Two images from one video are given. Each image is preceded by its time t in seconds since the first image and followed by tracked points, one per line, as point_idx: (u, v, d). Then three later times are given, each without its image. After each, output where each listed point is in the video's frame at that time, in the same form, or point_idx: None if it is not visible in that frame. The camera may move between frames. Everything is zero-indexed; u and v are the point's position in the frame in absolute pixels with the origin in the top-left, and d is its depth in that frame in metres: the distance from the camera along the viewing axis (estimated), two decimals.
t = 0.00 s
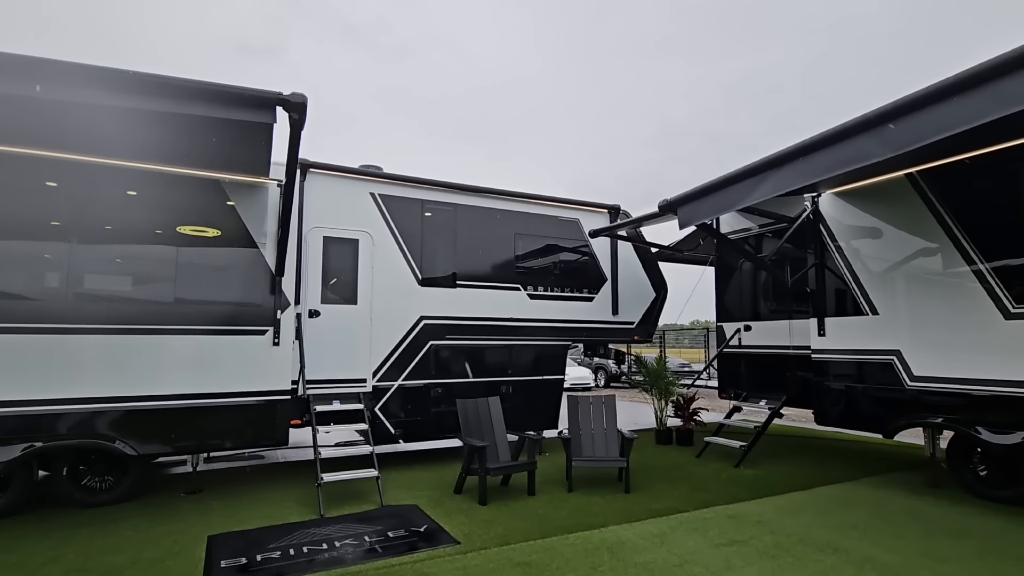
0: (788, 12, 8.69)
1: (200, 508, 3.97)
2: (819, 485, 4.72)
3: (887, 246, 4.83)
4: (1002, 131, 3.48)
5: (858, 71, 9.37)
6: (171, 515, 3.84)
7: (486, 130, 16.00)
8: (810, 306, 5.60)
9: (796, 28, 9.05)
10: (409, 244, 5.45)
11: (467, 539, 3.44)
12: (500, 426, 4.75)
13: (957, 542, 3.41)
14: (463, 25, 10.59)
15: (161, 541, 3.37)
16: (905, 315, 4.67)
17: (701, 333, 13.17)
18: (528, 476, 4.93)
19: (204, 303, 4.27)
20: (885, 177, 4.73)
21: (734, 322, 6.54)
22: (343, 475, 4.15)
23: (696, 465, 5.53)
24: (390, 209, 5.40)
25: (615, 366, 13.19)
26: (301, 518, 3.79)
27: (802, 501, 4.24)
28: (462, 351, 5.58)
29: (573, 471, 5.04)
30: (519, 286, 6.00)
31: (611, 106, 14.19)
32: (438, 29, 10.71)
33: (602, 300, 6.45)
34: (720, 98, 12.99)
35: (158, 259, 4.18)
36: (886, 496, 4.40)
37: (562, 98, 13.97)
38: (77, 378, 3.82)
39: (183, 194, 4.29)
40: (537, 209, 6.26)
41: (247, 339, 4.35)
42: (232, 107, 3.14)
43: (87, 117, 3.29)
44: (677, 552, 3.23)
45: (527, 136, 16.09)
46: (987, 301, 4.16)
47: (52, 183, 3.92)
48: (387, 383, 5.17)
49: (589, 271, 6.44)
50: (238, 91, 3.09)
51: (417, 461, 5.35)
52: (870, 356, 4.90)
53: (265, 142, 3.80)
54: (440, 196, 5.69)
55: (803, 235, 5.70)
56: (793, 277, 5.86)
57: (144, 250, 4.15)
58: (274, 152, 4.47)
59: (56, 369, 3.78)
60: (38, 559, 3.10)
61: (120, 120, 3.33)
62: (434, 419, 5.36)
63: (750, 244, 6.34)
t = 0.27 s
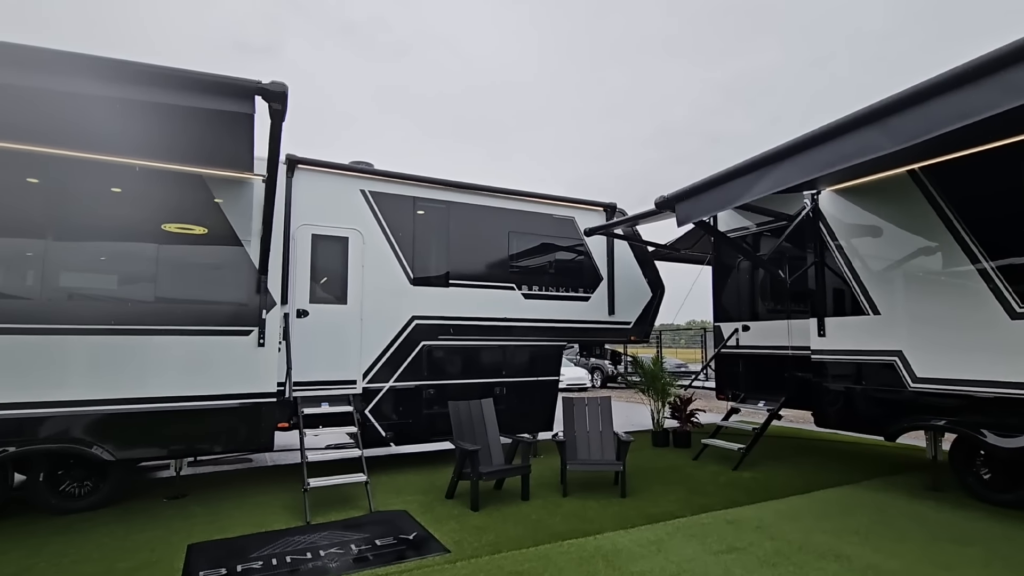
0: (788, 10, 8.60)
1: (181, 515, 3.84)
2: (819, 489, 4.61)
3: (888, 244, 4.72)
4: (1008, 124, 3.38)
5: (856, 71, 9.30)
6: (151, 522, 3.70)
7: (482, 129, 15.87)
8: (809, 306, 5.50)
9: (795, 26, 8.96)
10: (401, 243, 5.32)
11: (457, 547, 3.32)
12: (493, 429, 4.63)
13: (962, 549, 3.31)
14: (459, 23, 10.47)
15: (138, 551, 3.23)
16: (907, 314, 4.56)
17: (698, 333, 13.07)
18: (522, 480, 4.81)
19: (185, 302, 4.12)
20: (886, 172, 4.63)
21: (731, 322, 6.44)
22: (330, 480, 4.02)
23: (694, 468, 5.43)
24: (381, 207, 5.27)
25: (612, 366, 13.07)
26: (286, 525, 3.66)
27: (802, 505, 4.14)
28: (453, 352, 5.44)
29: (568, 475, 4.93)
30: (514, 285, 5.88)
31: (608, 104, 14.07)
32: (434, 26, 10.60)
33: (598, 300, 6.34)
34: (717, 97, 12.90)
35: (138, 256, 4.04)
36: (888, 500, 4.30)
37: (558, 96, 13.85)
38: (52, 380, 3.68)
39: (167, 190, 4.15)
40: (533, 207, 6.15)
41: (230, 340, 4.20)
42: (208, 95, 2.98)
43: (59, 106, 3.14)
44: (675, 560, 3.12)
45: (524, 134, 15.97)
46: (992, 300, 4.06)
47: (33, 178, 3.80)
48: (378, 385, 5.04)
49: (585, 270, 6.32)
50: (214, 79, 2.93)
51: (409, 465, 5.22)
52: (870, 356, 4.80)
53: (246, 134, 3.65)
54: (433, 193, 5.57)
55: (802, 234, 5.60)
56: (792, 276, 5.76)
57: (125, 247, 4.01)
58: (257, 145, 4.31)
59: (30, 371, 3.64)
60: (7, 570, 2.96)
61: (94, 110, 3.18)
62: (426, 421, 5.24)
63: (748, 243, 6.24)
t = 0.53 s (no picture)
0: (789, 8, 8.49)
1: (166, 522, 3.74)
2: (822, 493, 4.51)
3: (893, 243, 4.61)
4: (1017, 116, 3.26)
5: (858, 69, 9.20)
6: (134, 531, 3.58)
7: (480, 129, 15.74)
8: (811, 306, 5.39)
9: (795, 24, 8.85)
10: (394, 242, 5.21)
11: (450, 556, 3.21)
12: (489, 433, 4.52)
13: (972, 557, 3.20)
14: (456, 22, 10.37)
15: (117, 561, 3.11)
16: (912, 314, 4.45)
17: (698, 334, 12.95)
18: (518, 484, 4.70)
19: (169, 302, 4.01)
20: (889, 167, 4.53)
21: (732, 322, 6.33)
22: (321, 485, 3.91)
23: (694, 471, 5.32)
24: (374, 205, 5.16)
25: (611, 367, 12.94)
26: (274, 533, 3.55)
27: (805, 510, 4.03)
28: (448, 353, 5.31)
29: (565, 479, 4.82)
30: (511, 285, 5.77)
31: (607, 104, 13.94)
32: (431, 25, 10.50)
33: (597, 300, 6.23)
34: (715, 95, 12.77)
35: (120, 256, 3.90)
36: (893, 504, 4.19)
37: (557, 95, 13.72)
38: (33, 383, 3.58)
39: (154, 188, 4.04)
40: (530, 205, 6.04)
41: (215, 341, 4.11)
42: (186, 87, 2.85)
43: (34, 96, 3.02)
44: (675, 570, 3.01)
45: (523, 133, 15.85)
46: (1001, 299, 3.94)
47: (19, 177, 3.68)
48: (371, 387, 4.92)
49: (583, 269, 6.22)
50: (192, 69, 2.81)
51: (403, 469, 5.12)
52: (874, 357, 4.69)
53: (229, 129, 3.53)
54: (428, 191, 5.46)
55: (804, 232, 5.48)
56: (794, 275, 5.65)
57: (107, 246, 3.88)
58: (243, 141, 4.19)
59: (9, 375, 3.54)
60: None
61: (70, 102, 3.06)
62: (421, 424, 5.13)
63: (749, 242, 6.13)
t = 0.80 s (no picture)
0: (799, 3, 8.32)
1: (165, 523, 3.71)
2: (834, 496, 4.38)
3: (907, 239, 4.47)
4: None
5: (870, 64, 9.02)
6: (131, 532, 3.55)
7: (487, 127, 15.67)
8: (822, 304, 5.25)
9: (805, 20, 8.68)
10: (396, 240, 5.13)
11: (448, 560, 3.14)
12: (491, 434, 4.45)
13: (990, 565, 3.07)
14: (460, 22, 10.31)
15: (113, 563, 3.07)
16: (927, 312, 4.31)
17: (707, 333, 12.80)
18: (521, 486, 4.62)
19: (166, 301, 3.98)
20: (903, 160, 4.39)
21: (741, 321, 6.20)
22: (320, 487, 3.85)
23: (701, 473, 5.21)
24: (376, 203, 5.08)
25: (618, 366, 12.83)
26: (271, 535, 3.50)
27: (816, 514, 3.91)
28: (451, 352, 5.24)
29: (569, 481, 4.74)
30: (515, 283, 5.68)
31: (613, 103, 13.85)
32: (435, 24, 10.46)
33: (602, 298, 6.13)
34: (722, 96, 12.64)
35: (117, 255, 3.88)
36: (907, 508, 4.06)
37: (563, 94, 13.63)
38: (30, 383, 3.57)
39: (156, 188, 4.04)
40: (534, 202, 5.96)
41: (213, 340, 4.07)
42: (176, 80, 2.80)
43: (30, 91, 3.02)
44: None
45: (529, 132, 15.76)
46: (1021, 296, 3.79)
47: (23, 175, 3.68)
48: (372, 387, 4.86)
49: (588, 267, 6.12)
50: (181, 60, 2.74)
51: (405, 469, 5.06)
52: (888, 357, 4.55)
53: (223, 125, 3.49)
54: (431, 188, 5.38)
55: (817, 228, 5.32)
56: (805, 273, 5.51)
57: (104, 245, 3.87)
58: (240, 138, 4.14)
59: (10, 374, 3.53)
60: None
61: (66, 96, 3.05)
62: (423, 425, 5.06)
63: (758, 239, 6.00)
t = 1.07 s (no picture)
0: None
1: (195, 510, 3.82)
2: (873, 502, 4.18)
3: (956, 232, 4.21)
4: None
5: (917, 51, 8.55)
6: (163, 519, 3.67)
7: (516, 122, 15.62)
8: (863, 300, 5.01)
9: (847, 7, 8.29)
10: (421, 235, 5.13)
11: (467, 556, 3.13)
12: (514, 431, 4.43)
13: None
14: (488, 19, 10.25)
15: (144, 548, 3.17)
16: (978, 310, 4.05)
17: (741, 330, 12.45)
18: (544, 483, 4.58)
19: (197, 295, 4.10)
20: (953, 147, 4.10)
21: (776, 317, 5.98)
22: (344, 478, 3.89)
23: (731, 474, 5.06)
24: (401, 198, 5.09)
25: (649, 363, 12.62)
26: (295, 525, 3.56)
27: (852, 520, 3.72)
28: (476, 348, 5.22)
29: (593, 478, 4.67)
30: (540, 278, 5.61)
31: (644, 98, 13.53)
32: (463, 22, 10.43)
33: (629, 294, 6.00)
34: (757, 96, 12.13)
35: (151, 250, 4.02)
36: (953, 516, 3.83)
37: (592, 90, 13.36)
38: (71, 373, 3.73)
39: (189, 185, 4.16)
40: (560, 196, 5.87)
41: (239, 334, 4.17)
42: (196, 77, 2.82)
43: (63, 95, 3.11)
44: None
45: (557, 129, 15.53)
46: None
47: (68, 174, 3.85)
48: (397, 382, 4.88)
49: (616, 262, 6.01)
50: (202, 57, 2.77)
51: (429, 463, 5.08)
52: (934, 357, 4.30)
53: (246, 125, 3.51)
54: (456, 183, 5.36)
55: (857, 221, 5.07)
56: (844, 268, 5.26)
57: (138, 240, 4.01)
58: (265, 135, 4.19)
59: (51, 365, 3.70)
60: (16, 565, 2.95)
61: (97, 98, 3.13)
62: (447, 419, 5.06)
63: (795, 232, 5.75)
